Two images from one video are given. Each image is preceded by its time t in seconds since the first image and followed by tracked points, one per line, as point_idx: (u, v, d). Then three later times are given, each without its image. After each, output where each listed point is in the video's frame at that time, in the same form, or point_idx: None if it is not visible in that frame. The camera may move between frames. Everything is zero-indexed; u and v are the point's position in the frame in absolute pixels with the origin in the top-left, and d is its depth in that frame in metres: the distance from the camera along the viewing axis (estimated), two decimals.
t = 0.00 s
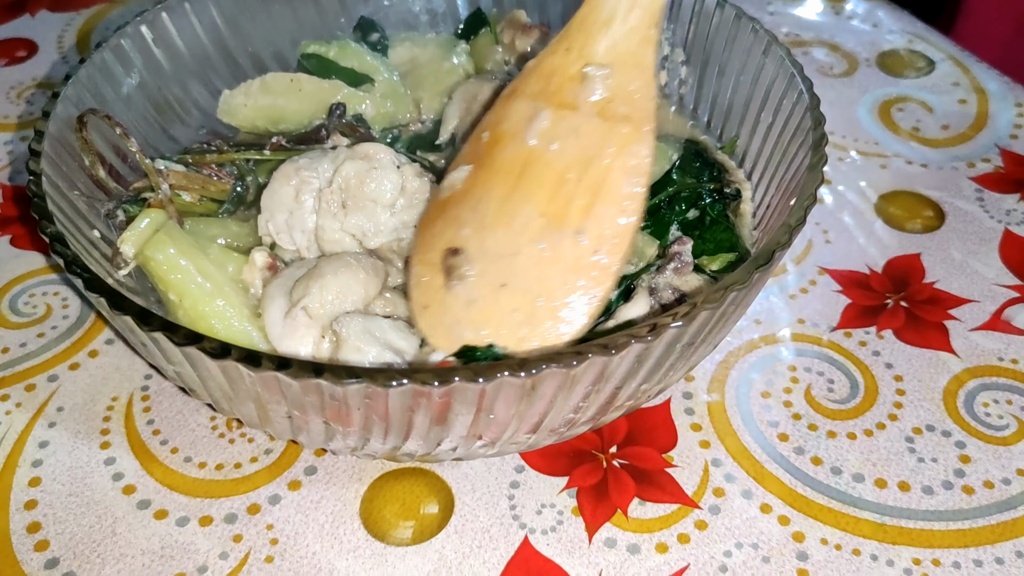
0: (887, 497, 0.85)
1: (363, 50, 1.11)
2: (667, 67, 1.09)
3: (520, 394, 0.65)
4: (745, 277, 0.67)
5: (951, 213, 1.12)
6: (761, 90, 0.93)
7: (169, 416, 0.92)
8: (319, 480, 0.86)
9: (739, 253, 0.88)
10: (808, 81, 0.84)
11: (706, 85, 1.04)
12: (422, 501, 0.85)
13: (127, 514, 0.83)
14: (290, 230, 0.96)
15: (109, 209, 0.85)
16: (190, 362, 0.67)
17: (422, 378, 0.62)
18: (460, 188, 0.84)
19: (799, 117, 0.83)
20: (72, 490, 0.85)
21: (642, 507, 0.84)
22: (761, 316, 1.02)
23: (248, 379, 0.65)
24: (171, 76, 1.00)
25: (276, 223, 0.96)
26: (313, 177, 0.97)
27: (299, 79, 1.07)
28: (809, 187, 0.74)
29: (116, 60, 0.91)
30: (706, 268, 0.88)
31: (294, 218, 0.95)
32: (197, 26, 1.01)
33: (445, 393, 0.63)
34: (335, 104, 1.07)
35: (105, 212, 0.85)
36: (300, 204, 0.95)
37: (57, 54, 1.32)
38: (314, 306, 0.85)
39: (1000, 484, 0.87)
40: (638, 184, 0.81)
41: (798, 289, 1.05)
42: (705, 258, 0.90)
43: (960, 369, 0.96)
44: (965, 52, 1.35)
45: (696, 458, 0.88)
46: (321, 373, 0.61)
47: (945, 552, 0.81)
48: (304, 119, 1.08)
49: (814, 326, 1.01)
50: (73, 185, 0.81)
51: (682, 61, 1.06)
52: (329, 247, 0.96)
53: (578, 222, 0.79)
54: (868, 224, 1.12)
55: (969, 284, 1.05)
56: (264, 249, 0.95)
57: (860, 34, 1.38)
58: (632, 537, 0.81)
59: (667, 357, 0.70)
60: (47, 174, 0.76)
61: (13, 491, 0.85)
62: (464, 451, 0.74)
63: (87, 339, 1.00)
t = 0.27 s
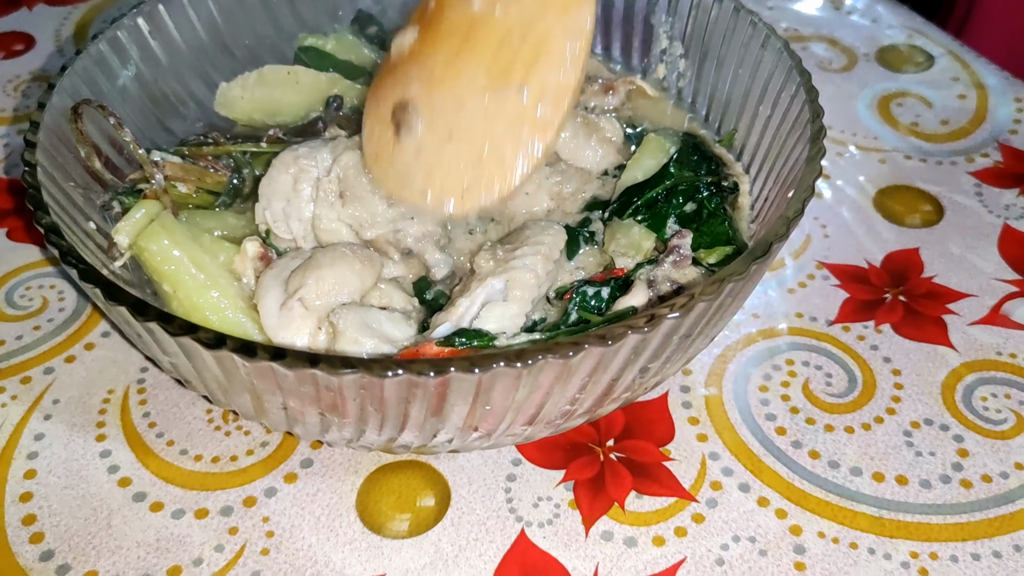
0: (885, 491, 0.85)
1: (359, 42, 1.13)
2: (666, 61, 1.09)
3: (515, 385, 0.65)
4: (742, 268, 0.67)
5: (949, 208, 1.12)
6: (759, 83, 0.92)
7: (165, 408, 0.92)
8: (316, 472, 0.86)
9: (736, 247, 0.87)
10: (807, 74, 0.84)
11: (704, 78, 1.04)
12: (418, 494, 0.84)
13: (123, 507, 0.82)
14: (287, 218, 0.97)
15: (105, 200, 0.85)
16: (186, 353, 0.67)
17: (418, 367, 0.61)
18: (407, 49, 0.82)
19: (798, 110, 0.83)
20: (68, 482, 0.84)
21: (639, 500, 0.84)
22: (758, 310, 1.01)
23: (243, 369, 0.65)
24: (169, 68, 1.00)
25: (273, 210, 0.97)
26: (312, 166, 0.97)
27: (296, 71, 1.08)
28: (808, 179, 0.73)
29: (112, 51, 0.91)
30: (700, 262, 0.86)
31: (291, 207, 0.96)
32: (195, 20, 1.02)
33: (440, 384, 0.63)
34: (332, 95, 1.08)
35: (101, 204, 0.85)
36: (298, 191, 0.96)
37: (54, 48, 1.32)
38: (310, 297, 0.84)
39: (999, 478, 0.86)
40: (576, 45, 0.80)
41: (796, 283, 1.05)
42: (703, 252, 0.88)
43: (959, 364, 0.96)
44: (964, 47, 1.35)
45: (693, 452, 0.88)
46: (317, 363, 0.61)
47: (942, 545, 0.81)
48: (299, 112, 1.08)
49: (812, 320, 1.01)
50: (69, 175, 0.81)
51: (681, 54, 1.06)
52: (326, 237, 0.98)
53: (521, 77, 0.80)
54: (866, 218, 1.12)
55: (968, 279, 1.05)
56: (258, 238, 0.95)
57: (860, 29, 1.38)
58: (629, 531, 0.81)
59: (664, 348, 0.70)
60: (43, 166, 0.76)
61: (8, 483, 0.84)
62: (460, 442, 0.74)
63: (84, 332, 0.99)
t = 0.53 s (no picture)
0: (883, 480, 0.84)
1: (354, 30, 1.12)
2: (664, 48, 1.08)
3: (510, 369, 0.64)
4: (739, 252, 0.67)
5: (949, 199, 1.11)
6: (758, 69, 0.92)
7: (158, 396, 0.91)
8: (310, 460, 0.85)
9: (733, 233, 0.86)
10: (805, 60, 0.83)
11: (703, 66, 1.03)
12: (413, 482, 0.84)
13: (115, 494, 0.82)
14: (281, 204, 0.94)
15: (98, 185, 0.85)
16: (178, 336, 0.67)
17: (412, 350, 0.60)
18: None
19: (796, 96, 0.82)
20: (60, 469, 0.84)
21: (636, 489, 0.83)
22: (757, 299, 1.01)
23: (235, 353, 0.64)
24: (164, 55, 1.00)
25: (267, 196, 0.94)
26: (306, 151, 0.95)
27: (292, 57, 1.07)
28: (806, 163, 0.73)
29: (106, 36, 0.92)
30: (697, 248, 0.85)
31: (286, 192, 0.93)
32: (191, 7, 1.02)
33: (434, 367, 0.62)
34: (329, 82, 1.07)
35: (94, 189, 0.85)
36: (292, 176, 0.94)
37: (50, 37, 1.32)
38: (304, 282, 0.82)
39: (998, 468, 0.86)
40: None
41: (795, 272, 1.04)
42: (700, 239, 0.87)
43: (958, 353, 0.95)
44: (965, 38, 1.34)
45: (690, 441, 0.87)
46: (310, 345, 0.60)
47: (941, 535, 0.80)
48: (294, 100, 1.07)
49: (810, 310, 1.00)
50: (62, 159, 0.80)
51: (680, 41, 1.06)
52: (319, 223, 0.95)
53: None
54: (866, 208, 1.11)
55: (967, 269, 1.04)
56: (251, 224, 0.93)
57: (859, 21, 1.37)
58: (626, 520, 0.81)
59: (662, 332, 0.69)
60: (35, 149, 0.75)
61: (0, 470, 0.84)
62: (455, 428, 0.73)
63: (77, 320, 0.99)
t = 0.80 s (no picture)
0: (887, 485, 0.84)
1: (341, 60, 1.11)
2: (666, 48, 1.08)
3: (511, 372, 0.63)
4: (743, 254, 0.66)
5: (953, 201, 1.11)
6: (761, 70, 0.91)
7: (156, 397, 0.90)
8: (308, 463, 0.84)
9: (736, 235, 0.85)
10: (809, 60, 0.82)
11: (706, 66, 1.02)
12: (412, 486, 0.83)
13: (112, 496, 0.81)
14: (265, 208, 0.91)
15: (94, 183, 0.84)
16: (175, 337, 0.66)
17: (411, 353, 0.60)
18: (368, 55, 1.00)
19: (800, 97, 0.82)
20: (56, 471, 0.83)
21: (637, 493, 0.83)
22: (759, 302, 1.00)
23: (232, 354, 0.63)
24: (165, 55, 1.00)
25: (250, 198, 0.91)
26: (295, 154, 0.92)
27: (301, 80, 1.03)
28: (810, 165, 0.72)
29: (104, 34, 0.91)
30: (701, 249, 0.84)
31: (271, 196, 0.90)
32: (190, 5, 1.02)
33: (434, 370, 0.61)
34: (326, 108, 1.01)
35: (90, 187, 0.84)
36: (279, 181, 0.91)
37: (49, 35, 1.31)
38: (300, 293, 0.80)
39: (1003, 473, 0.85)
40: (497, 47, 0.94)
41: (797, 275, 1.03)
42: (704, 241, 0.86)
43: (962, 357, 0.95)
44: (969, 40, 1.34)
45: (692, 444, 0.87)
46: (308, 348, 0.59)
47: (946, 541, 0.80)
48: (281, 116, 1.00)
49: (813, 312, 0.99)
50: (58, 157, 0.80)
51: (682, 42, 1.05)
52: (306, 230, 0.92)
53: (450, 75, 0.94)
54: (869, 210, 1.10)
55: (972, 272, 1.03)
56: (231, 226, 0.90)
57: (862, 21, 1.37)
58: (627, 524, 0.80)
59: (665, 335, 0.68)
60: (31, 147, 0.75)
61: None
62: (455, 432, 0.72)
63: (75, 320, 0.98)
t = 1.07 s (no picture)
0: (898, 495, 0.82)
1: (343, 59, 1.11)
2: (672, 51, 1.06)
3: (517, 381, 0.62)
4: (755, 261, 0.64)
5: (962, 206, 1.09)
6: (769, 73, 0.90)
7: (154, 403, 0.89)
8: (308, 472, 0.83)
9: (746, 241, 0.83)
10: (819, 63, 0.81)
11: (712, 68, 1.01)
12: (414, 496, 0.81)
13: (108, 505, 0.79)
14: (267, 211, 0.91)
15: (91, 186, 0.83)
16: (173, 344, 0.64)
17: (415, 362, 0.58)
18: None
19: (810, 100, 0.80)
20: (52, 479, 0.81)
21: (644, 503, 0.81)
22: (766, 308, 0.99)
23: (231, 362, 0.62)
24: (164, 56, 0.98)
25: (253, 200, 0.91)
26: (297, 157, 0.92)
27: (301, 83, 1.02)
28: (822, 170, 0.70)
29: (102, 35, 0.90)
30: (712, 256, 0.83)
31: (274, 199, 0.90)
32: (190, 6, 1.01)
33: (439, 379, 0.60)
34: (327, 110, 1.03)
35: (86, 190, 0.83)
36: (282, 183, 0.91)
37: (47, 35, 1.30)
38: (301, 297, 0.79)
39: (1015, 483, 0.84)
40: None
41: (805, 280, 1.02)
42: (712, 246, 0.85)
43: (973, 365, 0.93)
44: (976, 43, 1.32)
45: (700, 453, 0.85)
46: (309, 356, 0.58)
47: (958, 553, 0.78)
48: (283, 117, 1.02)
49: (821, 319, 0.98)
50: (54, 160, 0.78)
51: (688, 44, 1.04)
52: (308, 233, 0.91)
53: None
54: (877, 215, 1.09)
55: (981, 278, 1.02)
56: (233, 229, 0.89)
57: (869, 24, 1.35)
58: (633, 535, 0.78)
59: (675, 343, 0.67)
60: (27, 149, 0.73)
61: None
62: (459, 441, 0.71)
63: (71, 324, 0.96)
